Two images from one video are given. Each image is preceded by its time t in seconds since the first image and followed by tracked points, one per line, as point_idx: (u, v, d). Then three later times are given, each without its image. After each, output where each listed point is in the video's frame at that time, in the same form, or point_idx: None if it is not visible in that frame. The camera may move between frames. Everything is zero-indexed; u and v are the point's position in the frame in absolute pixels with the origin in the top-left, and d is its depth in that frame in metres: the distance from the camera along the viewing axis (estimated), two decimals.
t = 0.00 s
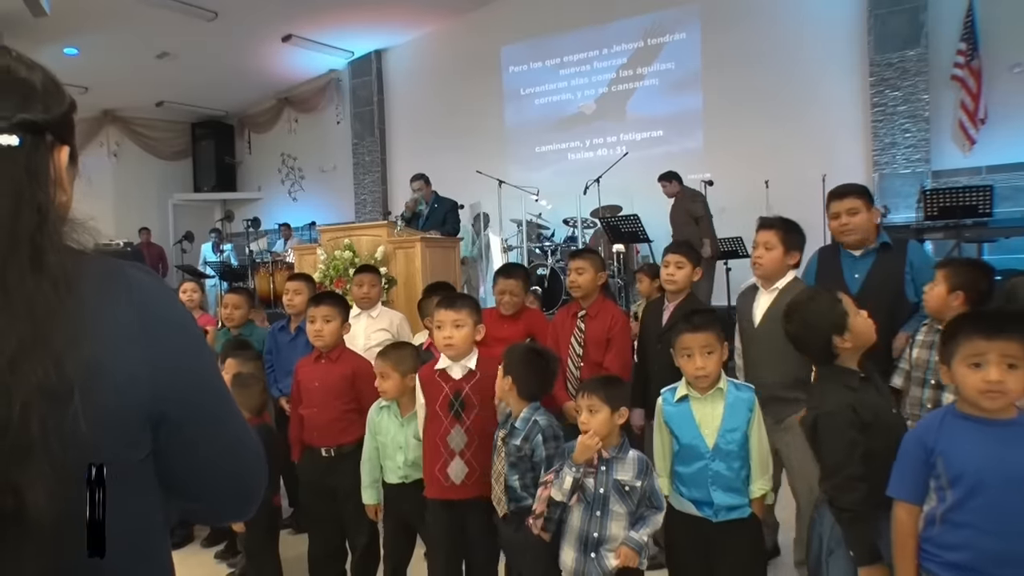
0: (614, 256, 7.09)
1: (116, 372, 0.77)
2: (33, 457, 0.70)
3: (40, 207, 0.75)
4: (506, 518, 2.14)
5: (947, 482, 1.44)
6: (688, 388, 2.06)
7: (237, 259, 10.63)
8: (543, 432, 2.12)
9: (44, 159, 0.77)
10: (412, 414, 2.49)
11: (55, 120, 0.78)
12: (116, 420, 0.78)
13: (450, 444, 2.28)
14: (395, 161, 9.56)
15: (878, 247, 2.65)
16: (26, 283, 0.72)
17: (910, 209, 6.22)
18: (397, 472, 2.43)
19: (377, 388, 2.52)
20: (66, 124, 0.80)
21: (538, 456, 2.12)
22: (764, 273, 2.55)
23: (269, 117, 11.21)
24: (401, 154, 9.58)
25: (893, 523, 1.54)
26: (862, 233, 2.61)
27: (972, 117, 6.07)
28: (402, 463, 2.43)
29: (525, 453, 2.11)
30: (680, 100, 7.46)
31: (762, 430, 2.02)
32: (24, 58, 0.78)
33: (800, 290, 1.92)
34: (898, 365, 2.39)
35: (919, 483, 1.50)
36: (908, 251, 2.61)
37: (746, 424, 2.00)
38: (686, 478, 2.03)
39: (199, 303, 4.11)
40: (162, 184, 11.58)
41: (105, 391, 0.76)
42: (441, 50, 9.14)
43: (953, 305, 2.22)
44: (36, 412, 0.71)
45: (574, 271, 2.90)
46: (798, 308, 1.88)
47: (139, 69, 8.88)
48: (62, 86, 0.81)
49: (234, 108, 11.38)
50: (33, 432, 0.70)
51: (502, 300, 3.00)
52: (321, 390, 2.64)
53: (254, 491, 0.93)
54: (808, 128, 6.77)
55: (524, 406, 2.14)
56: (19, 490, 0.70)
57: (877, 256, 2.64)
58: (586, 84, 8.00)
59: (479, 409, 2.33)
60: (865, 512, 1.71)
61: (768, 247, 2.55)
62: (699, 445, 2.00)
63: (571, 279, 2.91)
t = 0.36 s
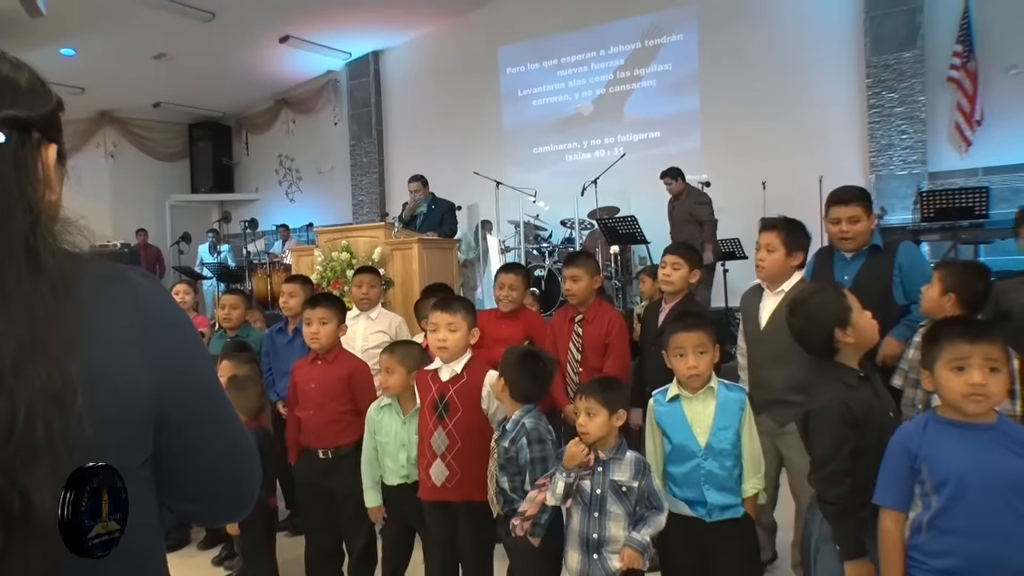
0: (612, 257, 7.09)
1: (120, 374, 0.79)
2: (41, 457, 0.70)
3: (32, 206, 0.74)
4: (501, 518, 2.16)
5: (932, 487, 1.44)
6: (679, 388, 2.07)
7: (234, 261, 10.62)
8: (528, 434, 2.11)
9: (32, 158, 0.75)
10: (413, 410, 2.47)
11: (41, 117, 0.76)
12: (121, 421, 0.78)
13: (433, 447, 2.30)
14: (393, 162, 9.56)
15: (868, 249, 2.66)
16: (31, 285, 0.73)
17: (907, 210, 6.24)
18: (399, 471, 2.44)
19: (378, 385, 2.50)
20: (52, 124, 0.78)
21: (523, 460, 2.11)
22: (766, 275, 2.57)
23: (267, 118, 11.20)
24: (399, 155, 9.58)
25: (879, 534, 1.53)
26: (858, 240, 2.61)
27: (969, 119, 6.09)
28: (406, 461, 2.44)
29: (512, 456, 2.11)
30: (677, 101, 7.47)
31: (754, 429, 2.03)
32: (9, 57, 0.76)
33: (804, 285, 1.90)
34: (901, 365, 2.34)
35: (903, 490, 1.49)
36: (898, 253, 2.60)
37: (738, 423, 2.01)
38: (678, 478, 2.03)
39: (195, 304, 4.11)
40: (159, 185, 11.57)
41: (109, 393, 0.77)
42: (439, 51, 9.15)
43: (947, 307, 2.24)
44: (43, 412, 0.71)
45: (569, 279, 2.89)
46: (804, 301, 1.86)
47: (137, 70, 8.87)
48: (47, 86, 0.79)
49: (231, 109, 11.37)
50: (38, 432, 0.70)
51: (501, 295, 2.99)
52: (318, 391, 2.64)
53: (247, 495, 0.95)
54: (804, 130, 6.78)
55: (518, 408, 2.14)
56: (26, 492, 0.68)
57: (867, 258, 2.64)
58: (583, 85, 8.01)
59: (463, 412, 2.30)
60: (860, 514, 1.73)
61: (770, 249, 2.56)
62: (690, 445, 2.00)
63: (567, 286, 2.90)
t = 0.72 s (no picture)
0: (614, 256, 7.09)
1: (100, 374, 0.77)
2: (15, 462, 0.71)
3: (21, 202, 0.75)
4: (504, 516, 2.16)
5: (933, 482, 1.45)
6: (680, 388, 2.07)
7: (236, 259, 10.62)
8: (536, 431, 2.10)
9: (26, 153, 0.76)
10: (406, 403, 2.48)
11: (36, 112, 0.77)
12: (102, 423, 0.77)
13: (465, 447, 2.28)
14: (395, 161, 9.59)
15: (872, 249, 2.65)
16: (3, 285, 0.72)
17: (909, 209, 6.24)
18: (393, 465, 2.45)
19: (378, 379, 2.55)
20: (52, 115, 0.80)
21: (530, 457, 2.11)
22: (751, 275, 2.56)
23: (269, 117, 11.22)
24: (401, 154, 9.59)
25: (884, 529, 1.55)
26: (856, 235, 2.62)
27: (971, 117, 6.08)
28: (397, 452, 2.44)
29: (519, 452, 2.11)
30: (679, 100, 7.46)
31: (755, 426, 2.02)
32: (8, 52, 0.78)
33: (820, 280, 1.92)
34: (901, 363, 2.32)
35: (905, 486, 1.51)
36: (901, 254, 2.58)
37: (739, 421, 2.00)
38: (682, 476, 2.03)
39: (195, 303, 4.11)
40: (161, 184, 11.58)
41: (88, 394, 0.76)
42: (440, 50, 9.15)
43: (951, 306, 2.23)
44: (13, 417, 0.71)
45: (572, 286, 2.91)
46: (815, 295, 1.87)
47: (138, 69, 8.87)
48: (48, 80, 0.80)
49: (233, 108, 11.38)
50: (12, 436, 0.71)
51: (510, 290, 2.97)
52: (321, 390, 2.63)
53: (251, 494, 0.92)
54: (807, 128, 6.77)
55: (525, 406, 2.14)
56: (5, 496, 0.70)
57: (870, 257, 2.64)
58: (585, 84, 8.01)
59: (485, 410, 2.35)
60: (860, 512, 1.73)
61: (757, 249, 2.55)
62: (693, 444, 2.00)
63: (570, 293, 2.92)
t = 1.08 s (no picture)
0: (612, 258, 7.09)
1: (75, 380, 0.75)
2: None
3: None
4: (501, 519, 2.17)
5: (931, 485, 1.45)
6: (679, 394, 2.06)
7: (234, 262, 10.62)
8: (533, 436, 2.10)
9: (16, 158, 0.75)
10: (400, 404, 2.47)
11: (29, 119, 0.77)
12: (79, 431, 0.75)
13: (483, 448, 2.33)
14: (393, 164, 9.59)
15: (873, 251, 2.65)
16: None
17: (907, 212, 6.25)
18: (388, 470, 2.41)
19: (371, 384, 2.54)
20: (49, 121, 0.80)
21: (527, 461, 2.10)
22: (740, 280, 2.56)
23: (268, 120, 11.21)
24: (399, 157, 9.59)
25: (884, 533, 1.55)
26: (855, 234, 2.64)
27: (968, 120, 6.09)
28: (393, 456, 2.42)
29: (515, 456, 2.11)
30: (677, 102, 7.47)
31: (753, 432, 2.02)
32: (4, 59, 0.78)
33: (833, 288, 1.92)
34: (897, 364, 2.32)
35: (903, 488, 1.51)
36: (901, 256, 2.59)
37: (736, 427, 2.00)
38: (680, 482, 2.03)
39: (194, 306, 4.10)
40: (159, 186, 11.56)
41: (62, 400, 0.74)
42: (438, 52, 9.15)
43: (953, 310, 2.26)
44: None
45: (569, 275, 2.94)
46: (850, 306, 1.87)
47: (136, 72, 8.87)
48: (45, 86, 0.81)
49: (232, 111, 11.38)
50: None
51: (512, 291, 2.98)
52: (317, 394, 2.63)
53: (245, 500, 0.89)
54: (805, 131, 6.78)
55: (525, 410, 2.15)
56: None
57: (870, 259, 2.65)
58: (583, 86, 8.02)
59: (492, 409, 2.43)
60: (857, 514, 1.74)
61: (745, 253, 2.55)
62: (691, 450, 2.00)
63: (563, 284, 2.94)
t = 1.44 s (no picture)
0: (610, 259, 7.09)
1: (70, 382, 0.75)
2: None
3: None
4: (500, 518, 2.18)
5: (927, 486, 1.46)
6: (693, 398, 2.06)
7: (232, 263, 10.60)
8: (530, 436, 2.09)
9: (13, 161, 0.75)
10: (396, 409, 2.48)
11: (23, 120, 0.77)
12: (74, 433, 0.75)
13: (461, 452, 2.28)
14: (391, 165, 9.59)
15: (871, 251, 2.65)
16: None
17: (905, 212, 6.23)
18: (388, 475, 2.44)
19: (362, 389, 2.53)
20: (46, 120, 0.80)
21: (523, 460, 2.10)
22: (742, 279, 2.56)
23: (266, 120, 11.21)
24: (397, 158, 9.58)
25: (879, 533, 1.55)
26: (860, 238, 2.62)
27: (966, 120, 6.11)
28: (391, 464, 2.43)
29: (513, 456, 2.11)
30: (676, 103, 7.47)
31: (761, 446, 1.99)
32: None
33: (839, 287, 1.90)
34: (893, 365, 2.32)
35: (900, 488, 1.52)
36: (899, 256, 2.61)
37: (746, 440, 1.98)
38: (685, 487, 2.04)
39: (195, 307, 4.10)
40: (157, 187, 11.53)
41: (59, 402, 0.74)
42: (436, 53, 9.16)
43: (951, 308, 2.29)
44: None
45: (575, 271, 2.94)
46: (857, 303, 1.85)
47: (134, 72, 8.86)
48: (41, 86, 0.81)
49: (230, 111, 11.38)
50: None
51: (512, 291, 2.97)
52: (313, 395, 2.63)
53: (242, 500, 0.88)
54: (802, 131, 6.79)
55: (522, 410, 2.13)
56: None
57: (870, 260, 2.64)
58: (582, 87, 8.02)
59: (486, 414, 2.35)
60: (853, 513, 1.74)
61: (747, 253, 2.56)
62: (698, 458, 2.00)
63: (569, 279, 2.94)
